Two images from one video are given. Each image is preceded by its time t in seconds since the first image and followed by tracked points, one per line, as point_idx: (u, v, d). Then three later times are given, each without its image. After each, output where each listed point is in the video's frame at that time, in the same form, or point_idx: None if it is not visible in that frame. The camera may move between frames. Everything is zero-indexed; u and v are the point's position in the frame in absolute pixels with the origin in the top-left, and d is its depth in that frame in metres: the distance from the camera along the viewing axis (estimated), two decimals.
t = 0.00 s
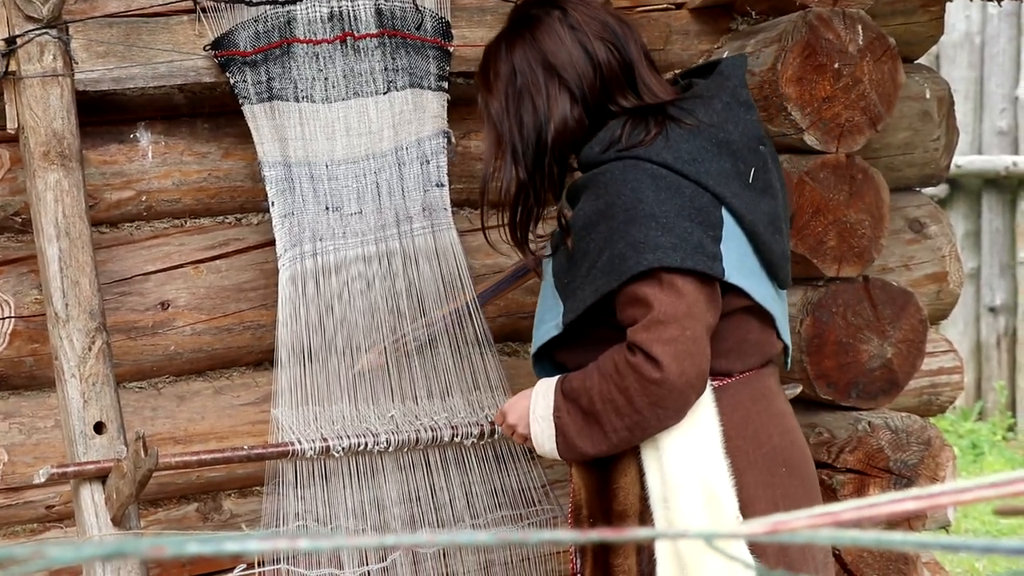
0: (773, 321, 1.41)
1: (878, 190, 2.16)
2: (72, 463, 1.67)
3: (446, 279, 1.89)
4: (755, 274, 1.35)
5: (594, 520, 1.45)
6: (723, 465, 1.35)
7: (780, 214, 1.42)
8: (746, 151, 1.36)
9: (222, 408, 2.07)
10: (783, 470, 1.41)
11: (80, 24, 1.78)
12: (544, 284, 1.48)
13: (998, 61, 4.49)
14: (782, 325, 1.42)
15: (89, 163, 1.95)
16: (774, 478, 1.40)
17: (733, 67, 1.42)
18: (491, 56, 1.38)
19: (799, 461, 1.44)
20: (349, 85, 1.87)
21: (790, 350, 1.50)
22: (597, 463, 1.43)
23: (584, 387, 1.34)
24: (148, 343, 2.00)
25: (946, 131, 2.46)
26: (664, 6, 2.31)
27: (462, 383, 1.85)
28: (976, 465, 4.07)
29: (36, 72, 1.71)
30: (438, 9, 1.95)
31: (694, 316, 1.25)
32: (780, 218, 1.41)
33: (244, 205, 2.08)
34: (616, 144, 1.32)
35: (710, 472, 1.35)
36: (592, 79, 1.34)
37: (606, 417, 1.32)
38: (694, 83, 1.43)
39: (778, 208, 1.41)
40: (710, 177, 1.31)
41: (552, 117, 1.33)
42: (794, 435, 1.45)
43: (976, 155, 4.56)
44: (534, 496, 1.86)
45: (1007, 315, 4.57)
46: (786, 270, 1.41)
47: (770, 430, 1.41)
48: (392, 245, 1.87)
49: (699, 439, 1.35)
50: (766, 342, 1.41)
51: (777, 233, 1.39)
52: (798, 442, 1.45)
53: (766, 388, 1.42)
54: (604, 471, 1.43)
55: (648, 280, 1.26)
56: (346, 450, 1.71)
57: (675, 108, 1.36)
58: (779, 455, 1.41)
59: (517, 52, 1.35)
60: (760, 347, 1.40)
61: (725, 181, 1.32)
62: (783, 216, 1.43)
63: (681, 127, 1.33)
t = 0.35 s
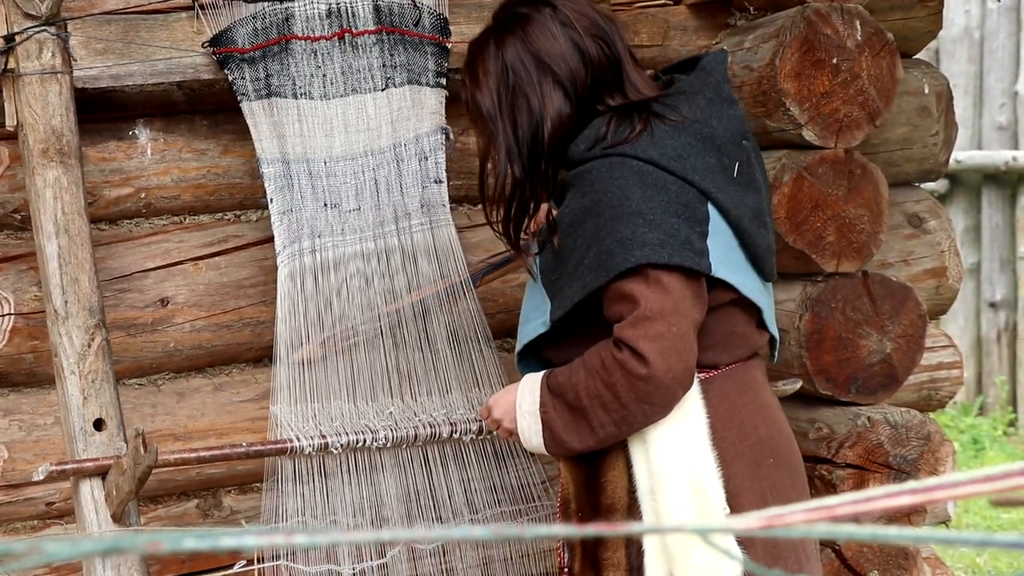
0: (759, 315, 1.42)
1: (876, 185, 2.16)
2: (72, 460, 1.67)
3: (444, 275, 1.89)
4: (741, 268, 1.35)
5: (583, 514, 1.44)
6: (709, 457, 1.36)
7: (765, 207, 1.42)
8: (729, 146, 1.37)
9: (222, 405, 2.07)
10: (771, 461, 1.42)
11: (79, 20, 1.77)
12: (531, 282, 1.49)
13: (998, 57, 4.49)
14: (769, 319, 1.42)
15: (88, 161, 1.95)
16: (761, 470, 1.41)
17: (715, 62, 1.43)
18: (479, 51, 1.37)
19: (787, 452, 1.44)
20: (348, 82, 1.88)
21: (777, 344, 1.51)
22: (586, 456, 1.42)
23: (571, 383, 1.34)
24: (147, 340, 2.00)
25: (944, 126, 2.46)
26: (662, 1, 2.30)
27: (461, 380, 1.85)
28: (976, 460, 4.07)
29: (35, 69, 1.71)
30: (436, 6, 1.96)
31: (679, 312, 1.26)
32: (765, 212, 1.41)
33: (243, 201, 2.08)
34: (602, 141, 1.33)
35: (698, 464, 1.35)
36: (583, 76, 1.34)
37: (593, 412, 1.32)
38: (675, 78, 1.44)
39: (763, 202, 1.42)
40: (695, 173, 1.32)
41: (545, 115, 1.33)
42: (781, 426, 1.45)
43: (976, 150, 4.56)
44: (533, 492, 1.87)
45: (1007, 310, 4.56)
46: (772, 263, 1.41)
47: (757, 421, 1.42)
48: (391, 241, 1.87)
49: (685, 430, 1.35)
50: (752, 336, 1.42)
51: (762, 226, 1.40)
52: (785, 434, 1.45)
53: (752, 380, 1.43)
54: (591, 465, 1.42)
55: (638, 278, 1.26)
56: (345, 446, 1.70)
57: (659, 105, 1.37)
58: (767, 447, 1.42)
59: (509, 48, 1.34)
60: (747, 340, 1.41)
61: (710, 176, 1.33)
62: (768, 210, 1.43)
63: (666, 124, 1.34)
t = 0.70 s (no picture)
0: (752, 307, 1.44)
1: (880, 181, 2.16)
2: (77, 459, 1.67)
3: (450, 273, 1.89)
4: (731, 265, 1.37)
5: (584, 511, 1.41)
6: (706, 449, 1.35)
7: (755, 201, 1.44)
8: (715, 144, 1.39)
9: (227, 403, 2.07)
10: (771, 453, 1.41)
11: (81, 20, 1.78)
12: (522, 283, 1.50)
13: (1003, 52, 4.47)
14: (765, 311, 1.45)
15: (93, 160, 1.95)
16: (760, 462, 1.40)
17: (697, 60, 1.45)
18: (481, 37, 1.35)
19: (787, 444, 1.44)
20: (352, 80, 1.87)
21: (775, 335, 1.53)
22: (588, 447, 1.40)
23: (495, 378, 1.35)
24: (152, 339, 2.00)
25: (949, 122, 2.45)
26: None
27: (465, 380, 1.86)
28: (982, 457, 4.06)
29: (39, 69, 1.71)
30: (439, 4, 1.96)
31: (631, 324, 1.27)
32: (755, 206, 1.44)
33: (247, 200, 2.09)
34: (585, 146, 1.34)
35: (696, 455, 1.34)
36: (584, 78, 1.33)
37: (519, 403, 1.35)
38: (660, 77, 1.46)
39: (752, 196, 1.43)
40: (683, 174, 1.34)
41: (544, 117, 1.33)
42: (781, 418, 1.45)
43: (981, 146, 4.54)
44: (539, 490, 1.87)
45: (1012, 306, 4.55)
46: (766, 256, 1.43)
47: (755, 413, 1.41)
48: (395, 239, 1.87)
49: (682, 422, 1.34)
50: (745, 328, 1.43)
51: (752, 221, 1.42)
52: (785, 425, 1.45)
53: (749, 373, 1.42)
54: (590, 460, 1.40)
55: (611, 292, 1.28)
56: (351, 445, 1.69)
57: (643, 106, 1.37)
58: (766, 439, 1.41)
59: (514, 38, 1.32)
60: (742, 331, 1.42)
61: (697, 177, 1.35)
62: (758, 203, 1.45)
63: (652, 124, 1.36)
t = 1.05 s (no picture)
0: (707, 311, 1.44)
1: (882, 177, 2.16)
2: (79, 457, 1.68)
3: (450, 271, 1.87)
4: (656, 276, 1.40)
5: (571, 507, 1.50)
6: (674, 443, 1.38)
7: (708, 203, 1.43)
8: (635, 156, 1.41)
9: (228, 402, 2.07)
10: (752, 446, 1.42)
11: (82, 18, 1.78)
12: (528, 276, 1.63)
13: (1004, 49, 4.46)
14: (723, 313, 1.44)
15: (94, 159, 1.95)
16: (740, 455, 1.42)
17: (621, 70, 1.44)
18: (478, 10, 1.39)
19: (772, 436, 1.44)
20: (352, 78, 1.87)
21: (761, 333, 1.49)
22: (571, 450, 1.48)
23: (338, 335, 1.54)
24: (154, 338, 2.00)
25: (951, 118, 2.44)
26: None
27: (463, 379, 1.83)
28: (984, 453, 4.05)
29: (39, 67, 1.70)
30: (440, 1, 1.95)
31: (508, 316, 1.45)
32: (704, 207, 1.43)
33: (249, 198, 2.08)
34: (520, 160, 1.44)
35: (663, 452, 1.37)
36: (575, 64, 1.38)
37: (363, 359, 1.53)
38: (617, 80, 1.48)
39: (699, 198, 1.43)
40: (591, 192, 1.39)
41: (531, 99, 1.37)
42: (767, 410, 1.45)
43: (983, 142, 4.53)
44: (543, 488, 1.86)
45: (1015, 303, 4.55)
46: (725, 257, 1.43)
47: (734, 405, 1.43)
48: (395, 237, 1.87)
49: (648, 416, 1.38)
50: (699, 332, 1.44)
51: (699, 223, 1.42)
52: (774, 417, 1.45)
53: (728, 368, 1.45)
54: (573, 461, 1.48)
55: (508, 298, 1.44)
56: (352, 443, 1.72)
57: (567, 125, 1.43)
58: (747, 431, 1.42)
59: (507, 18, 1.36)
60: (705, 331, 1.44)
61: (609, 193, 1.39)
62: (711, 201, 1.44)
63: (566, 146, 1.42)
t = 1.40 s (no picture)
0: (703, 311, 1.43)
1: (883, 174, 2.16)
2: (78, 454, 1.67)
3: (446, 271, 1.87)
4: (650, 275, 1.41)
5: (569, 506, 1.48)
6: (674, 446, 1.39)
7: (708, 202, 1.42)
8: (635, 152, 1.40)
9: (228, 401, 2.07)
10: (758, 446, 1.42)
11: (80, 15, 1.78)
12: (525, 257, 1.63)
13: (1004, 46, 4.46)
14: (720, 315, 1.44)
15: (93, 157, 1.95)
16: (747, 455, 1.41)
17: (626, 64, 1.43)
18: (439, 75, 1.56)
19: (779, 437, 1.43)
20: (352, 74, 1.87)
21: (762, 336, 1.48)
22: (572, 447, 1.48)
23: (310, 299, 1.50)
24: (153, 336, 2.00)
25: (950, 114, 2.43)
26: None
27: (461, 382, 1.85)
28: (984, 450, 4.05)
29: (38, 65, 1.70)
30: None
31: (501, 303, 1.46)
32: (703, 207, 1.42)
33: (248, 196, 2.08)
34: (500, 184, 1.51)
35: (662, 453, 1.38)
36: (534, 69, 1.45)
37: (336, 326, 1.49)
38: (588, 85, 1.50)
39: (699, 197, 1.42)
40: (588, 188, 1.39)
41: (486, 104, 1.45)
42: (774, 411, 1.44)
43: (983, 139, 4.53)
44: (544, 485, 1.87)
45: (1014, 300, 4.55)
46: (724, 258, 1.42)
47: (739, 407, 1.43)
48: (395, 235, 1.87)
49: (651, 417, 1.39)
50: (704, 332, 1.44)
51: (697, 222, 1.41)
52: (779, 418, 1.44)
53: (733, 368, 1.45)
54: (575, 459, 1.47)
55: (499, 282, 1.44)
56: (353, 439, 1.72)
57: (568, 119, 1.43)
58: (752, 432, 1.42)
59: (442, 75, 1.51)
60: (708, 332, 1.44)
61: (606, 190, 1.39)
62: (712, 201, 1.42)
63: (565, 140, 1.42)
